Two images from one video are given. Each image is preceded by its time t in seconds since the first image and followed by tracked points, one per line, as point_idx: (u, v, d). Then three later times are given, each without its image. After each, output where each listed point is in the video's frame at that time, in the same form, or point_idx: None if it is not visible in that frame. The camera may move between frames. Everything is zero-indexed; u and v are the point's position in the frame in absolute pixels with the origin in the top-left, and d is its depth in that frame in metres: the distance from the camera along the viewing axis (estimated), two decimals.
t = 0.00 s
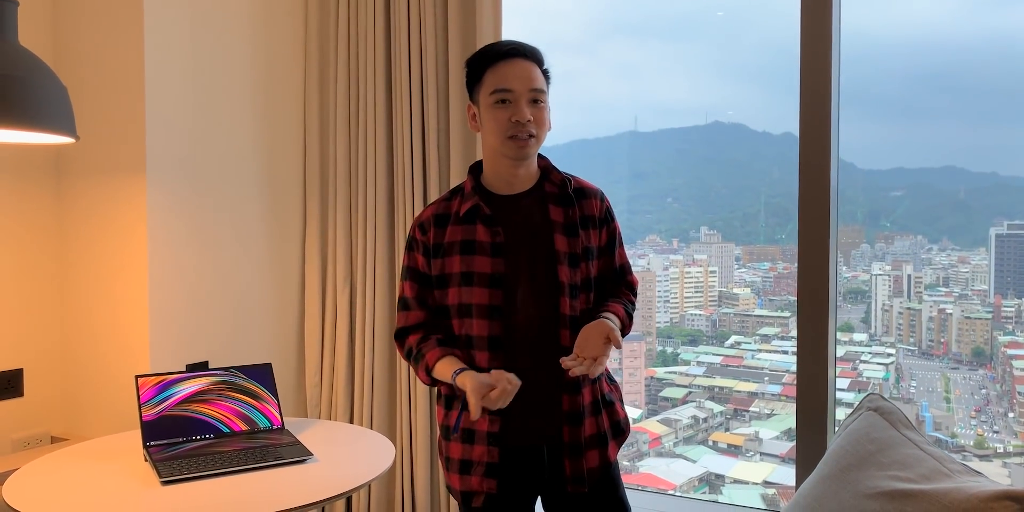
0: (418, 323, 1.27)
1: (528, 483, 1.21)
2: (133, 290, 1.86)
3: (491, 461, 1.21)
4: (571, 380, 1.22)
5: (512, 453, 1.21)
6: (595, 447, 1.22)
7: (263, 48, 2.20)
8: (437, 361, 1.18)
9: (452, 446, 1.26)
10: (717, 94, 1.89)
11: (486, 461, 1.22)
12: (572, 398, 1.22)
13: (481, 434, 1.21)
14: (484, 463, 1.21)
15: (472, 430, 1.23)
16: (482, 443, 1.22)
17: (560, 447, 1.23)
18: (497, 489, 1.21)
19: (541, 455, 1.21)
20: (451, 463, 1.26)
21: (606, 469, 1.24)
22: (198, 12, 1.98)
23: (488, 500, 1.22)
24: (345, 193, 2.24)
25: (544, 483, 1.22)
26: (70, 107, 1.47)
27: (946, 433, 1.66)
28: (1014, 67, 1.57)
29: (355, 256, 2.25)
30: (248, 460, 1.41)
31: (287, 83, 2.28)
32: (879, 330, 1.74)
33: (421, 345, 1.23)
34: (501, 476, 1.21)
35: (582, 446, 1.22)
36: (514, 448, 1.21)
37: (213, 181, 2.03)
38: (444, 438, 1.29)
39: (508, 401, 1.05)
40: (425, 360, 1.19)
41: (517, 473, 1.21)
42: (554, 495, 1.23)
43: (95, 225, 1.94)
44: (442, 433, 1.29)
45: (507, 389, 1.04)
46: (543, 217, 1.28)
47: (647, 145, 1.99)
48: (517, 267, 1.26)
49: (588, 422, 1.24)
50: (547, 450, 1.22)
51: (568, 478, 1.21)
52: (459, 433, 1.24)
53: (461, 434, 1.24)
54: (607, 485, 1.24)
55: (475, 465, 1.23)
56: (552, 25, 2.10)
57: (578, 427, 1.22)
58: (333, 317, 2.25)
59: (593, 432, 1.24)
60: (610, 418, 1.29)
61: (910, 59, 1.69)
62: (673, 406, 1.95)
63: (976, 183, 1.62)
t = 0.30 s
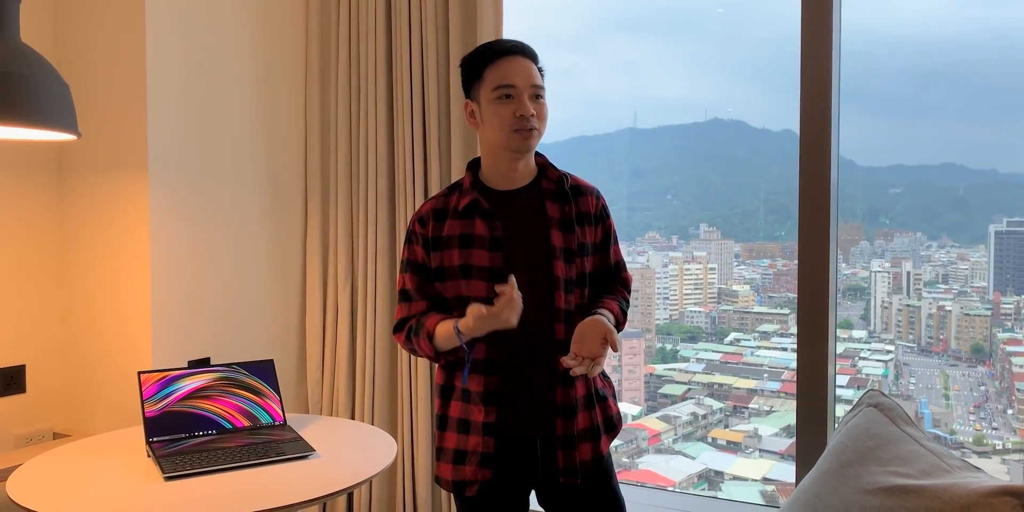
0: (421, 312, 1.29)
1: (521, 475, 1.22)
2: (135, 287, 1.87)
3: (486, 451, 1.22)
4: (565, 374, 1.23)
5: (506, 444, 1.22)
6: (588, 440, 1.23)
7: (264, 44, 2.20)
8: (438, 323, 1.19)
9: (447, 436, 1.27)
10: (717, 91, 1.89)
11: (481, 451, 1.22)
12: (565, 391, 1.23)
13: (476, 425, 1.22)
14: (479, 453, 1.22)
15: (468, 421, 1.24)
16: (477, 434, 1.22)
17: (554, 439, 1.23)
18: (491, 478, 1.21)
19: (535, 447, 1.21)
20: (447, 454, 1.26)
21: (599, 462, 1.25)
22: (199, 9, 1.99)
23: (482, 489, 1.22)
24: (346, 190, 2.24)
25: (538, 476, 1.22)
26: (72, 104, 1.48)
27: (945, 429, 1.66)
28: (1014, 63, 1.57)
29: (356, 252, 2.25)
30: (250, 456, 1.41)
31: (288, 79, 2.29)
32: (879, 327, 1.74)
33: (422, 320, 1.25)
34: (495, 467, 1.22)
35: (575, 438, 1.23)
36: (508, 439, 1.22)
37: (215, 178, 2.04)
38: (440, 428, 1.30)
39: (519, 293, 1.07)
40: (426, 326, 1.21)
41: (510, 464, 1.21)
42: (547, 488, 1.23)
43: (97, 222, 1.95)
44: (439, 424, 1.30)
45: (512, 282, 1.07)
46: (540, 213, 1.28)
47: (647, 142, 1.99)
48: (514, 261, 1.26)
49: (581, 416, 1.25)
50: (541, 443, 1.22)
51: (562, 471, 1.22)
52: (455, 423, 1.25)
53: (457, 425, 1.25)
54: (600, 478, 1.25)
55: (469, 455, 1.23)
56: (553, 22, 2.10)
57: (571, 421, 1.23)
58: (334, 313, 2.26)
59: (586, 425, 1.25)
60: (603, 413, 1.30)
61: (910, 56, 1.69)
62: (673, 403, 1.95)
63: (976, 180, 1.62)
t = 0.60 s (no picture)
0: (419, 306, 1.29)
1: (521, 467, 1.22)
2: (138, 285, 1.88)
3: (486, 444, 1.23)
4: (563, 368, 1.24)
5: (505, 438, 1.23)
6: (586, 433, 1.24)
7: (266, 43, 2.21)
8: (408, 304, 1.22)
9: (444, 431, 1.28)
10: (717, 88, 1.89)
11: (481, 444, 1.23)
12: (563, 385, 1.24)
13: (475, 418, 1.23)
14: (479, 446, 1.23)
15: (466, 415, 1.25)
16: (477, 427, 1.24)
17: (552, 432, 1.24)
18: (492, 471, 1.22)
19: (535, 440, 1.22)
20: (446, 449, 1.26)
21: (598, 455, 1.26)
22: (201, 7, 1.99)
23: (483, 483, 1.23)
24: (348, 188, 2.25)
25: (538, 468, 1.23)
26: (75, 102, 1.49)
27: (944, 427, 1.66)
28: (1014, 61, 1.57)
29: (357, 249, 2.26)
30: (254, 451, 1.42)
31: (290, 77, 2.30)
32: (878, 324, 1.74)
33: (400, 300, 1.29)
34: (495, 459, 1.23)
35: (574, 431, 1.24)
36: (507, 432, 1.23)
37: (218, 176, 2.05)
38: (438, 423, 1.30)
39: (454, 256, 1.13)
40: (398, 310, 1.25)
41: (510, 456, 1.22)
42: (546, 481, 1.24)
43: (101, 220, 1.96)
44: (436, 419, 1.30)
45: (444, 249, 1.11)
46: (539, 209, 1.29)
47: (647, 140, 1.99)
48: (514, 256, 1.27)
49: (579, 410, 1.26)
50: (541, 435, 1.23)
51: (561, 464, 1.23)
52: (453, 418, 1.26)
53: (454, 420, 1.26)
54: (599, 471, 1.26)
55: (469, 449, 1.24)
56: (553, 20, 2.11)
57: (570, 413, 1.24)
58: (335, 310, 2.27)
59: (584, 419, 1.26)
60: (601, 408, 1.30)
61: (910, 54, 1.69)
62: (672, 400, 1.96)
63: (975, 178, 1.62)
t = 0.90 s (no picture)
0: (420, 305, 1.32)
1: (521, 462, 1.23)
2: (143, 283, 1.89)
3: (485, 440, 1.24)
4: (562, 365, 1.25)
5: (505, 433, 1.23)
6: (584, 429, 1.24)
7: (268, 41, 2.22)
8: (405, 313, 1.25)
9: (446, 428, 1.29)
10: (716, 86, 1.89)
11: (480, 440, 1.24)
12: (563, 381, 1.25)
13: (475, 414, 1.24)
14: (479, 442, 1.24)
15: (466, 411, 1.26)
16: (477, 423, 1.25)
17: (552, 428, 1.25)
18: (491, 467, 1.23)
19: (534, 435, 1.22)
20: (447, 445, 1.28)
21: (598, 450, 1.26)
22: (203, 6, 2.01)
23: (483, 478, 1.24)
24: (350, 186, 2.26)
25: (537, 464, 1.24)
26: (80, 103, 1.50)
27: (942, 424, 1.66)
28: (1013, 58, 1.57)
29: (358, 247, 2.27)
30: (257, 448, 1.43)
31: (292, 76, 2.31)
32: (877, 322, 1.74)
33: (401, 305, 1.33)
34: (494, 455, 1.24)
35: (573, 427, 1.24)
36: (506, 428, 1.24)
37: (221, 174, 2.06)
38: (440, 420, 1.31)
39: (442, 273, 1.14)
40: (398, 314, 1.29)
41: (509, 453, 1.23)
42: (545, 477, 1.25)
43: (104, 218, 1.98)
44: (437, 416, 1.31)
45: (432, 267, 1.13)
46: (538, 208, 1.30)
47: (647, 138, 2.00)
48: (514, 255, 1.28)
49: (578, 406, 1.27)
50: (540, 431, 1.24)
51: (561, 459, 1.23)
52: (453, 414, 1.27)
53: (454, 416, 1.27)
54: (598, 466, 1.26)
55: (469, 445, 1.25)
56: (553, 18, 2.11)
57: (569, 409, 1.24)
58: (337, 308, 2.29)
59: (583, 415, 1.27)
60: (599, 405, 1.31)
61: (910, 51, 1.69)
62: (671, 398, 1.96)
63: (975, 175, 1.62)
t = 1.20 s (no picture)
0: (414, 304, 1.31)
1: (517, 459, 1.23)
2: (142, 282, 1.89)
3: (482, 437, 1.24)
4: (559, 362, 1.25)
5: (502, 430, 1.24)
6: (581, 426, 1.25)
7: (267, 39, 2.22)
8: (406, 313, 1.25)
9: (442, 425, 1.28)
10: (716, 84, 1.89)
11: (478, 438, 1.24)
12: (559, 378, 1.24)
13: (472, 412, 1.24)
14: (476, 440, 1.24)
15: (463, 409, 1.26)
16: (474, 421, 1.24)
17: (548, 425, 1.25)
18: (489, 464, 1.23)
19: (531, 432, 1.23)
20: (444, 442, 1.27)
21: (594, 447, 1.27)
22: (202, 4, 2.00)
23: (480, 476, 1.24)
24: (348, 184, 2.26)
25: (534, 461, 1.24)
26: (81, 103, 1.50)
27: (942, 422, 1.66)
28: (1013, 56, 1.57)
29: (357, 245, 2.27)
30: (256, 446, 1.43)
31: (291, 74, 2.31)
32: (876, 320, 1.74)
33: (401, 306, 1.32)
34: (492, 452, 1.24)
35: (569, 424, 1.25)
36: (503, 425, 1.24)
37: (220, 173, 2.06)
38: (436, 418, 1.31)
39: (448, 275, 1.13)
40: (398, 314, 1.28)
41: (506, 449, 1.23)
42: (542, 474, 1.25)
43: (104, 217, 1.98)
44: (433, 414, 1.31)
45: (439, 270, 1.12)
46: (533, 207, 1.30)
47: (646, 136, 2.00)
48: (509, 254, 1.28)
49: (575, 404, 1.27)
50: (537, 428, 1.24)
51: (558, 456, 1.23)
52: (450, 412, 1.27)
53: (451, 414, 1.27)
54: (594, 463, 1.27)
55: (467, 443, 1.25)
56: (552, 15, 2.11)
57: (565, 406, 1.24)
58: (336, 307, 2.29)
59: (579, 413, 1.27)
60: (594, 402, 1.31)
61: (909, 50, 1.68)
62: (670, 396, 1.96)
63: (974, 173, 1.62)
